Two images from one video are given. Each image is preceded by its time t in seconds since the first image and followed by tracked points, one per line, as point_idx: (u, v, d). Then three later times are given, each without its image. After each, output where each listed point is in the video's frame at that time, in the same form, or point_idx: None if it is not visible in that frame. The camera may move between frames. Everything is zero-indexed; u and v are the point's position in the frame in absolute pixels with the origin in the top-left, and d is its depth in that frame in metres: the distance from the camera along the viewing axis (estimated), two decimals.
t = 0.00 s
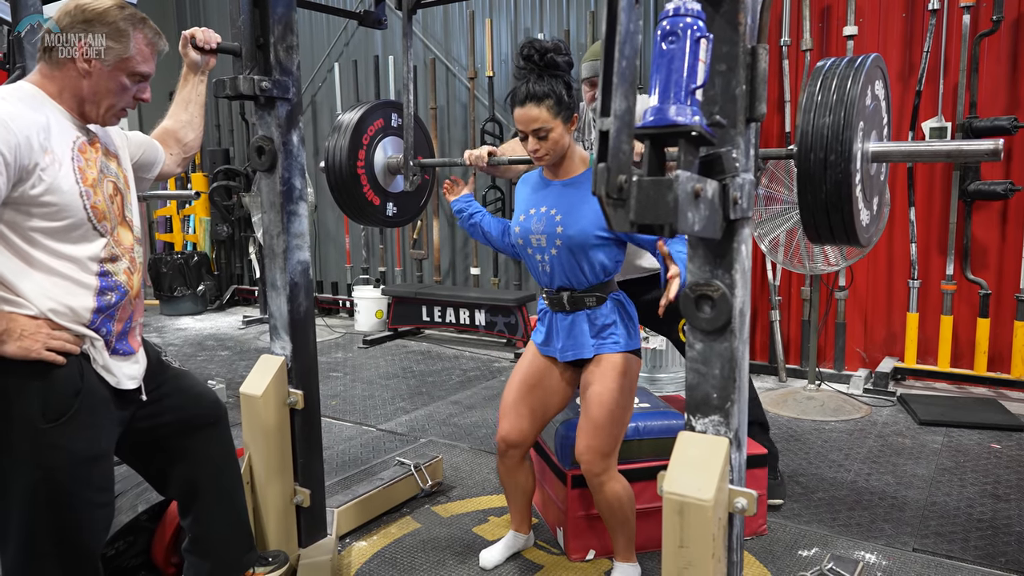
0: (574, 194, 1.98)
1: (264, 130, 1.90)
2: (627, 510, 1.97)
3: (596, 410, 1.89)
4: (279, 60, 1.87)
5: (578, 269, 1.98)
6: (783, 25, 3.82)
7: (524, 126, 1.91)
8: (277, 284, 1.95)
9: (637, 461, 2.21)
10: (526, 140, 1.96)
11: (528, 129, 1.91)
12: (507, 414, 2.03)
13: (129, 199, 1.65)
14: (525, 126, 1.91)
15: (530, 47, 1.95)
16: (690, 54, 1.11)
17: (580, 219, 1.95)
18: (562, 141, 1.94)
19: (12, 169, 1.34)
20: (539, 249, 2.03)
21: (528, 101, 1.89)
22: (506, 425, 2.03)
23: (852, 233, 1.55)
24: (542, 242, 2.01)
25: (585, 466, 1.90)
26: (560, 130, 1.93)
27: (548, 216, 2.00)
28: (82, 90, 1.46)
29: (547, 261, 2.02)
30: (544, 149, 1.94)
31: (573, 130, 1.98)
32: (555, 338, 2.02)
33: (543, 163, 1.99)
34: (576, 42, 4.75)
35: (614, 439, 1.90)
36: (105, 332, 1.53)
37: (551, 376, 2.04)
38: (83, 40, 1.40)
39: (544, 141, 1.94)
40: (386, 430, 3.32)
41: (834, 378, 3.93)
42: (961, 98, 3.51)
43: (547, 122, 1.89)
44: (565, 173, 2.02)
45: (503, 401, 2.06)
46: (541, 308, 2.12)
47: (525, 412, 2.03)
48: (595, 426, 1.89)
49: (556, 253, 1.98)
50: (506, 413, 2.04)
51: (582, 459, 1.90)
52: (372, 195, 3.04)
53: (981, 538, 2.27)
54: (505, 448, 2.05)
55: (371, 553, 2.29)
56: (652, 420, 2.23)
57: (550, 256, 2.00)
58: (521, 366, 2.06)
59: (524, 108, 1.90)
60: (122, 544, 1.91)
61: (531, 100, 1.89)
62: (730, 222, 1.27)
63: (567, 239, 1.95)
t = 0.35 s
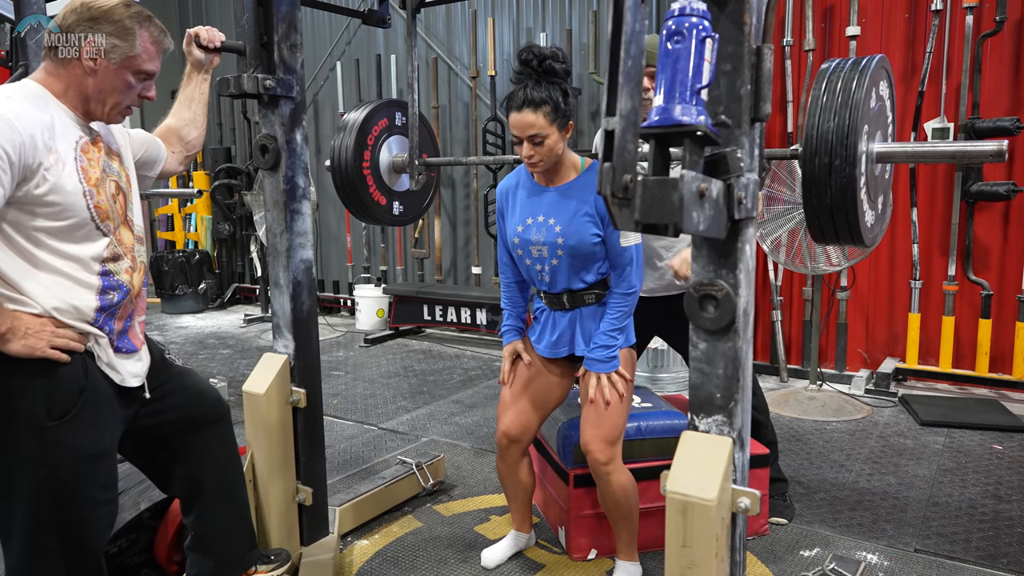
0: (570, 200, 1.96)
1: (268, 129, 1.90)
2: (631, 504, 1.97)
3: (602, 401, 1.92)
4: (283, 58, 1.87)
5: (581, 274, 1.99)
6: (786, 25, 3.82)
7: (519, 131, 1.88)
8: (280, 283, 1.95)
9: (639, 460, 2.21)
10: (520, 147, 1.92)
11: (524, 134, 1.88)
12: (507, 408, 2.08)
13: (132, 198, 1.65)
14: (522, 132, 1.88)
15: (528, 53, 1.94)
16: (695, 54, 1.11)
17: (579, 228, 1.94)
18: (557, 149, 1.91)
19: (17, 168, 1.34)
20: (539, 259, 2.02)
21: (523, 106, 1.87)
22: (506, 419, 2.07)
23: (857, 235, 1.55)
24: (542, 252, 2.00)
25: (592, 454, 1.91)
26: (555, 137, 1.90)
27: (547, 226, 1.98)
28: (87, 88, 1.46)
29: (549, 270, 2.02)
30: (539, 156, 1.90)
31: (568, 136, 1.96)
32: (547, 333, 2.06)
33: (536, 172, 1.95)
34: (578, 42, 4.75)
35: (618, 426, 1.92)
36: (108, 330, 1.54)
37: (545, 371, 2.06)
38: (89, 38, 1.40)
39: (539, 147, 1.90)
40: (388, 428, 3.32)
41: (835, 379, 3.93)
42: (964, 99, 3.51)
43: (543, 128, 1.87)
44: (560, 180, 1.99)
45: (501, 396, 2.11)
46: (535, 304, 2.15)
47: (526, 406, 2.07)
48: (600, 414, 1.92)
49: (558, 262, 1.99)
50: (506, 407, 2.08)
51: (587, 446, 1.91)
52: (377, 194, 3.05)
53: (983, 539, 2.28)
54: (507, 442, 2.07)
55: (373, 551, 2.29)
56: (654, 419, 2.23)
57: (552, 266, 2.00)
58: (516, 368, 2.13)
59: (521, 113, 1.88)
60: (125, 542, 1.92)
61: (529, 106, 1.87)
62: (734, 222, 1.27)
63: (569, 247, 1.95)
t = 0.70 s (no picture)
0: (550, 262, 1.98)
1: (267, 128, 1.90)
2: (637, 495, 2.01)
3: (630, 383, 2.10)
4: (281, 57, 1.86)
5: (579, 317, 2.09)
6: (787, 24, 3.81)
7: (485, 214, 1.87)
8: (279, 282, 1.94)
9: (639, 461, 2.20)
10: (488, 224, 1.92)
11: (490, 216, 1.87)
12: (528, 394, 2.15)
13: (129, 197, 1.64)
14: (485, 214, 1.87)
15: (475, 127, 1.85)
16: (695, 52, 1.10)
17: (566, 287, 1.99)
18: (525, 220, 1.90)
19: (12, 168, 1.33)
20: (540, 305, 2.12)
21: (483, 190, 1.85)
22: (527, 403, 2.13)
23: (857, 234, 1.55)
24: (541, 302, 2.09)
25: (607, 434, 1.96)
26: (520, 212, 1.88)
27: (537, 284, 2.04)
28: (81, 86, 1.45)
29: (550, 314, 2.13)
30: (509, 232, 1.91)
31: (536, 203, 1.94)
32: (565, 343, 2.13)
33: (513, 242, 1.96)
34: (578, 41, 4.74)
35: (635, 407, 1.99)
36: (107, 330, 1.53)
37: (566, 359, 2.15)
38: (83, 36, 1.40)
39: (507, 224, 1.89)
40: (388, 428, 3.32)
41: (835, 378, 3.93)
42: (965, 97, 3.50)
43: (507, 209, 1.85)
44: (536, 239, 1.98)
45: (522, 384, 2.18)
46: (546, 322, 2.23)
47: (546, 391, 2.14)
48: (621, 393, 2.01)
49: (556, 312, 2.08)
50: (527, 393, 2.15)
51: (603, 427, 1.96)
52: (376, 194, 3.05)
53: (984, 539, 2.27)
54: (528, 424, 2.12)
55: (372, 552, 2.28)
56: (655, 419, 2.23)
57: (552, 314, 2.11)
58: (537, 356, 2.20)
59: (483, 197, 1.85)
60: (124, 542, 1.91)
61: (488, 189, 1.84)
62: (735, 222, 1.26)
63: (561, 302, 2.03)
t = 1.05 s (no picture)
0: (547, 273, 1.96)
1: (261, 127, 1.88)
2: (636, 497, 1.99)
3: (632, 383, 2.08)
4: (276, 56, 1.84)
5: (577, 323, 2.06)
6: (787, 21, 3.79)
7: (479, 230, 1.86)
8: (274, 283, 1.92)
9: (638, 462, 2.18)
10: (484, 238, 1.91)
11: (484, 232, 1.86)
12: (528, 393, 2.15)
13: (121, 196, 1.62)
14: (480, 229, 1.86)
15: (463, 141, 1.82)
16: (692, 49, 1.08)
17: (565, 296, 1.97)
18: (520, 233, 1.89)
19: None
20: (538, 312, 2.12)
21: (476, 209, 1.83)
22: (527, 403, 2.13)
23: (858, 232, 1.53)
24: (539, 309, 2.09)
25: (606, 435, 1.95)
26: (516, 226, 1.87)
27: (534, 294, 2.02)
28: (70, 84, 1.43)
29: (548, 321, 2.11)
30: (504, 246, 1.89)
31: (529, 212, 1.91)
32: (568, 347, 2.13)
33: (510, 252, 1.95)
34: (577, 39, 4.72)
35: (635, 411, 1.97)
36: (98, 331, 1.51)
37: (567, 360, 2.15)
38: (71, 34, 1.38)
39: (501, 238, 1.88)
40: (385, 429, 3.30)
41: (836, 378, 3.91)
42: (967, 95, 3.47)
43: (502, 224, 1.84)
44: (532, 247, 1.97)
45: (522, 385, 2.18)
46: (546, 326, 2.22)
47: (545, 391, 2.14)
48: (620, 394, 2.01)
49: (555, 319, 2.08)
50: (527, 393, 2.15)
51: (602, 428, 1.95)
52: (373, 193, 3.02)
53: (986, 540, 2.25)
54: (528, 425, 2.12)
55: (369, 554, 2.27)
56: (653, 420, 2.21)
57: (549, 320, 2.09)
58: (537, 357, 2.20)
59: (476, 214, 1.84)
60: (117, 545, 1.89)
61: (481, 207, 1.82)
62: (733, 221, 1.24)
63: (560, 311, 2.03)
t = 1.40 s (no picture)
0: (551, 220, 1.93)
1: (254, 124, 1.86)
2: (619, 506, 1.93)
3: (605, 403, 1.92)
4: (269, 52, 1.82)
5: (564, 292, 1.96)
6: (786, 19, 3.77)
7: (488, 170, 1.84)
8: (267, 281, 1.91)
9: (635, 462, 2.17)
10: (491, 180, 1.90)
11: (492, 172, 1.84)
12: (495, 408, 2.03)
13: (111, 195, 1.60)
14: (489, 168, 1.84)
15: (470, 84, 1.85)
16: (687, 44, 1.07)
17: (560, 248, 1.91)
18: (527, 176, 1.88)
19: None
20: (521, 277, 2.00)
21: (484, 144, 1.81)
22: (495, 418, 2.02)
23: (855, 230, 1.51)
24: (524, 271, 1.97)
25: (579, 457, 1.88)
26: (524, 167, 1.86)
27: (527, 245, 1.95)
28: (63, 82, 1.41)
29: (531, 287, 1.99)
30: (513, 186, 1.88)
31: (536, 159, 1.91)
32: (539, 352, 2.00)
33: (513, 198, 1.93)
34: (576, 37, 4.70)
35: (609, 429, 1.91)
36: (85, 331, 1.49)
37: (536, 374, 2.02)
38: (66, 32, 1.37)
39: (510, 179, 1.87)
40: (382, 428, 3.29)
41: (835, 376, 3.90)
42: (967, 92, 3.45)
43: (511, 162, 1.82)
44: (539, 199, 1.94)
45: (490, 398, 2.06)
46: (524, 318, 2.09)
47: (513, 406, 2.03)
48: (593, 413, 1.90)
49: (540, 280, 1.95)
50: (494, 407, 2.04)
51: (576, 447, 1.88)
52: (368, 190, 3.01)
53: (985, 540, 2.23)
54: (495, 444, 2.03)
55: (365, 554, 2.25)
56: (650, 419, 2.20)
57: (534, 284, 1.97)
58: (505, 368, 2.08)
59: (485, 154, 1.82)
60: (110, 546, 1.89)
61: (490, 144, 1.80)
62: (728, 219, 1.23)
63: (550, 266, 1.92)
